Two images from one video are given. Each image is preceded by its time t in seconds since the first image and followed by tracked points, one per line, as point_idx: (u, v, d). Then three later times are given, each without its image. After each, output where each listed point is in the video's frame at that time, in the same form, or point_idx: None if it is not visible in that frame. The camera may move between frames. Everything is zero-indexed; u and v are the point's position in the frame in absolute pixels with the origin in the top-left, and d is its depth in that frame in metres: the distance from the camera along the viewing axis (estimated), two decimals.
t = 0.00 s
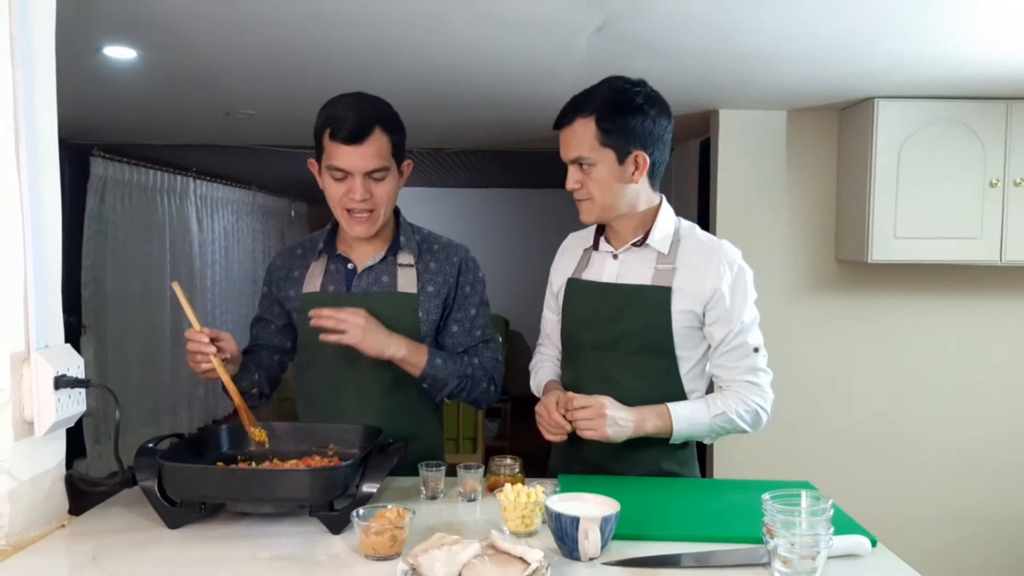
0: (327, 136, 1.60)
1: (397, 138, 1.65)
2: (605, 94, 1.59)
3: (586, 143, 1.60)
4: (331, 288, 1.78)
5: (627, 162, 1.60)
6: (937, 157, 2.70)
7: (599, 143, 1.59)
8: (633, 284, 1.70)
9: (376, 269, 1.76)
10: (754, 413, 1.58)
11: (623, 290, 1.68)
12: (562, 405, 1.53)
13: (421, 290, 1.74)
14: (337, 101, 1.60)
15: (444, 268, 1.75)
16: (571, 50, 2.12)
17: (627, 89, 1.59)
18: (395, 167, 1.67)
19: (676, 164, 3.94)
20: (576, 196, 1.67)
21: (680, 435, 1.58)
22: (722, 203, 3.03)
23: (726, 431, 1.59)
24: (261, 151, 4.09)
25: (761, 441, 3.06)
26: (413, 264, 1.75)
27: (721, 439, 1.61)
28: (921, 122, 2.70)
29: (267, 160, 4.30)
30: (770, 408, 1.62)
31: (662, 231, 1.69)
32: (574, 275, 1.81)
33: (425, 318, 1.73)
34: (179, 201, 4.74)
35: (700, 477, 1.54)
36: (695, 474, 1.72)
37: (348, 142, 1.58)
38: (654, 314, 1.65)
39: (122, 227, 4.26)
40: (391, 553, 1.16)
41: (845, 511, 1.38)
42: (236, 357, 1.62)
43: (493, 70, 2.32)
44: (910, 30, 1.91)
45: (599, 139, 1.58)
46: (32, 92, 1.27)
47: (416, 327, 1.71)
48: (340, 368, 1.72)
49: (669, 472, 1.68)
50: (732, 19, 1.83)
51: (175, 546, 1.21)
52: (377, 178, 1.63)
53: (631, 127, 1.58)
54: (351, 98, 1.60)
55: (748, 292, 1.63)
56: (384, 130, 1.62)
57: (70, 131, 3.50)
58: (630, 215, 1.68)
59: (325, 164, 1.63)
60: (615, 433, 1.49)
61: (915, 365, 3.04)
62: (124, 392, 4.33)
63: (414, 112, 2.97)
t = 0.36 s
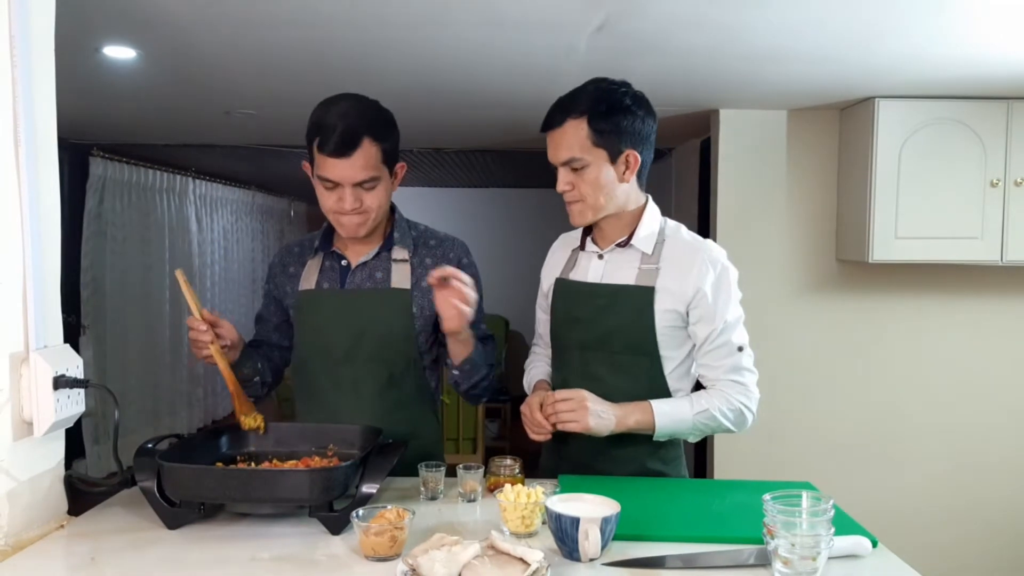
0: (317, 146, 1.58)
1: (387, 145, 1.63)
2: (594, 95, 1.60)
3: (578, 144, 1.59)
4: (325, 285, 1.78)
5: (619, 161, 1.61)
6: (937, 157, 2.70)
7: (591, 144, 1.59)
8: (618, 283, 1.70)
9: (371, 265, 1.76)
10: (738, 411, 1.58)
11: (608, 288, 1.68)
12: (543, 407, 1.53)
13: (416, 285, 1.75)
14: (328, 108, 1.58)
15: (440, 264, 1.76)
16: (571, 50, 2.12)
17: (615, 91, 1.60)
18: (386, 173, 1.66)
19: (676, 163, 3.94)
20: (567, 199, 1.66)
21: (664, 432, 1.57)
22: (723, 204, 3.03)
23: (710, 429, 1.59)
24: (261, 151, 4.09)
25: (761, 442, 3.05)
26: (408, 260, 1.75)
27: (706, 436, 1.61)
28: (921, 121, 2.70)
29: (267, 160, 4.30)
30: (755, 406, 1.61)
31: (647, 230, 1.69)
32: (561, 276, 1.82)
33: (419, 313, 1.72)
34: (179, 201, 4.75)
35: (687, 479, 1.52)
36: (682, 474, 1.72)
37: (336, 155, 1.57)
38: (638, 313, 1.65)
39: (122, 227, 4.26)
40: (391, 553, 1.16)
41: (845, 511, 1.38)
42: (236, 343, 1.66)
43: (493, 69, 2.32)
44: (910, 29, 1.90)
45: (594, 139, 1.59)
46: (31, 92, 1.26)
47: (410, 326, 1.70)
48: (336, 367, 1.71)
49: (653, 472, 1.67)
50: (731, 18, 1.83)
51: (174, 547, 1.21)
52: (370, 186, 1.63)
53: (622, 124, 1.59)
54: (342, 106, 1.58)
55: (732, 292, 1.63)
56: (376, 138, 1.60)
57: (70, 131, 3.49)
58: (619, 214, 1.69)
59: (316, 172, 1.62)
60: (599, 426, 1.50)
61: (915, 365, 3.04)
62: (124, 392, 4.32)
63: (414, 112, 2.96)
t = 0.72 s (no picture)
0: (323, 139, 1.59)
1: (392, 141, 1.64)
2: (566, 98, 1.56)
3: (557, 148, 1.55)
4: (333, 283, 1.79)
5: (596, 165, 1.61)
6: (938, 158, 2.70)
7: (570, 147, 1.56)
8: (597, 285, 1.70)
9: (382, 265, 1.78)
10: (721, 399, 1.60)
11: (589, 291, 1.68)
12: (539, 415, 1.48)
13: (426, 287, 1.76)
14: (336, 104, 1.59)
15: (451, 270, 1.78)
16: (571, 50, 2.12)
17: (588, 94, 1.58)
18: (391, 170, 1.66)
19: (676, 163, 3.94)
20: (543, 204, 1.61)
21: (653, 425, 1.57)
22: (723, 204, 3.02)
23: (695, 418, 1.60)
24: (261, 150, 4.09)
25: (761, 442, 3.05)
26: (419, 261, 1.77)
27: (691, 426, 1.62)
28: (922, 121, 2.70)
29: (267, 160, 4.29)
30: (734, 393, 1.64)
31: (621, 230, 1.70)
32: (534, 280, 1.79)
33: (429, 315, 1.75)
34: (179, 202, 4.75)
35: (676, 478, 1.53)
36: (673, 464, 1.73)
37: (340, 149, 1.58)
38: (623, 310, 1.66)
39: (122, 227, 4.25)
40: (391, 553, 1.16)
41: (844, 511, 1.38)
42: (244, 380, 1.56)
43: (493, 69, 2.32)
44: (910, 29, 1.90)
45: (573, 144, 1.56)
46: (31, 92, 1.27)
47: (418, 326, 1.71)
48: (342, 367, 1.71)
49: (647, 464, 1.69)
50: (730, 19, 1.83)
51: (174, 547, 1.21)
52: (372, 183, 1.63)
53: (601, 129, 1.59)
54: (350, 101, 1.59)
55: (707, 284, 1.68)
56: (381, 135, 1.61)
57: (69, 131, 3.48)
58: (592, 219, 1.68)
59: (322, 166, 1.62)
60: (597, 422, 1.49)
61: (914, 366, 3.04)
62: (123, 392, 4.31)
63: (414, 112, 2.96)
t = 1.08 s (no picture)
0: (343, 136, 1.59)
1: (411, 140, 1.64)
2: (555, 101, 1.55)
3: (545, 149, 1.54)
4: (348, 284, 1.78)
5: (586, 167, 1.59)
6: (938, 158, 2.69)
7: (560, 149, 1.54)
8: (599, 286, 1.70)
9: (398, 268, 1.79)
10: (720, 387, 1.65)
11: (593, 291, 1.67)
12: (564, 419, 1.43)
13: (441, 293, 1.78)
14: (355, 101, 1.59)
15: (463, 276, 1.80)
16: (572, 50, 2.12)
17: (575, 98, 1.56)
18: (410, 168, 1.66)
19: (677, 163, 3.94)
20: (534, 206, 1.60)
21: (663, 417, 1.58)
22: (724, 204, 3.02)
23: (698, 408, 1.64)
24: (260, 150, 4.08)
25: (761, 442, 3.05)
26: (432, 267, 1.78)
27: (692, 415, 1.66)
28: (923, 121, 2.70)
29: (267, 160, 4.29)
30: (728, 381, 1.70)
31: (618, 233, 1.70)
32: (530, 284, 1.75)
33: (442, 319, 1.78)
34: (179, 201, 4.75)
35: (679, 478, 1.53)
36: (678, 458, 1.74)
37: (362, 146, 1.57)
38: (627, 309, 1.66)
39: (122, 226, 4.25)
40: (391, 554, 1.16)
41: (844, 510, 1.37)
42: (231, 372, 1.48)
43: (492, 69, 2.32)
44: (911, 29, 1.90)
45: (563, 146, 1.54)
46: (31, 91, 1.26)
47: (432, 330, 1.72)
48: (354, 367, 1.71)
49: (654, 458, 1.69)
50: (731, 18, 1.82)
51: (173, 548, 1.21)
52: (390, 181, 1.62)
53: (591, 132, 1.58)
54: (370, 99, 1.59)
55: (702, 278, 1.72)
56: (400, 134, 1.61)
57: (70, 131, 3.48)
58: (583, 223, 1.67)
59: (340, 164, 1.62)
60: (621, 417, 1.48)
61: (915, 366, 3.03)
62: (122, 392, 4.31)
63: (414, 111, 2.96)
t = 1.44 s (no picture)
0: (339, 139, 1.59)
1: (408, 141, 1.64)
2: (597, 93, 1.55)
3: (582, 141, 1.54)
4: (348, 285, 1.79)
5: (622, 162, 1.57)
6: (939, 158, 2.69)
7: (596, 141, 1.54)
8: (627, 283, 1.67)
9: (398, 269, 1.79)
10: (741, 400, 1.58)
11: (620, 287, 1.65)
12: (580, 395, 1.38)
13: (440, 294, 1.78)
14: (351, 103, 1.58)
15: (464, 277, 1.80)
16: (573, 50, 2.12)
17: (621, 93, 1.56)
18: (407, 170, 1.66)
19: (676, 163, 3.94)
20: (568, 197, 1.61)
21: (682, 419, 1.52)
22: (724, 204, 3.02)
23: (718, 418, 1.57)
24: (260, 150, 4.09)
25: (761, 442, 3.05)
26: (433, 268, 1.79)
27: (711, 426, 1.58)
28: (923, 121, 2.70)
29: (267, 159, 4.28)
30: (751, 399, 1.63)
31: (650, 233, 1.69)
32: (558, 277, 1.75)
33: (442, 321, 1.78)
34: (179, 201, 4.75)
35: (695, 478, 1.52)
36: (693, 466, 1.70)
37: (357, 149, 1.57)
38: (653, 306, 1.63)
39: (123, 226, 4.25)
40: (391, 554, 1.16)
41: (844, 510, 1.37)
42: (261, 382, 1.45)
43: (492, 69, 2.32)
44: (912, 29, 1.90)
45: (599, 138, 1.54)
46: (31, 91, 1.26)
47: (431, 331, 1.71)
48: (354, 368, 1.71)
49: (669, 463, 1.66)
50: (731, 18, 1.82)
51: (174, 547, 1.21)
52: (388, 183, 1.63)
53: (629, 127, 1.56)
54: (367, 101, 1.58)
55: (733, 287, 1.67)
56: (397, 135, 1.61)
57: (69, 131, 3.48)
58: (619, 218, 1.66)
59: (337, 166, 1.62)
60: (641, 402, 1.43)
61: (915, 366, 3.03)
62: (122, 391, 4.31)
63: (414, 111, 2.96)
